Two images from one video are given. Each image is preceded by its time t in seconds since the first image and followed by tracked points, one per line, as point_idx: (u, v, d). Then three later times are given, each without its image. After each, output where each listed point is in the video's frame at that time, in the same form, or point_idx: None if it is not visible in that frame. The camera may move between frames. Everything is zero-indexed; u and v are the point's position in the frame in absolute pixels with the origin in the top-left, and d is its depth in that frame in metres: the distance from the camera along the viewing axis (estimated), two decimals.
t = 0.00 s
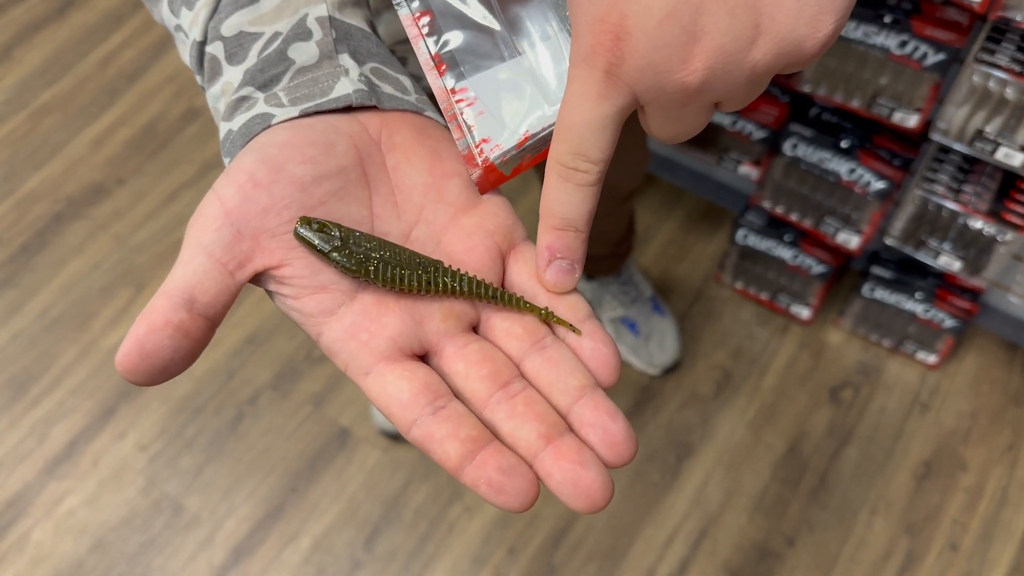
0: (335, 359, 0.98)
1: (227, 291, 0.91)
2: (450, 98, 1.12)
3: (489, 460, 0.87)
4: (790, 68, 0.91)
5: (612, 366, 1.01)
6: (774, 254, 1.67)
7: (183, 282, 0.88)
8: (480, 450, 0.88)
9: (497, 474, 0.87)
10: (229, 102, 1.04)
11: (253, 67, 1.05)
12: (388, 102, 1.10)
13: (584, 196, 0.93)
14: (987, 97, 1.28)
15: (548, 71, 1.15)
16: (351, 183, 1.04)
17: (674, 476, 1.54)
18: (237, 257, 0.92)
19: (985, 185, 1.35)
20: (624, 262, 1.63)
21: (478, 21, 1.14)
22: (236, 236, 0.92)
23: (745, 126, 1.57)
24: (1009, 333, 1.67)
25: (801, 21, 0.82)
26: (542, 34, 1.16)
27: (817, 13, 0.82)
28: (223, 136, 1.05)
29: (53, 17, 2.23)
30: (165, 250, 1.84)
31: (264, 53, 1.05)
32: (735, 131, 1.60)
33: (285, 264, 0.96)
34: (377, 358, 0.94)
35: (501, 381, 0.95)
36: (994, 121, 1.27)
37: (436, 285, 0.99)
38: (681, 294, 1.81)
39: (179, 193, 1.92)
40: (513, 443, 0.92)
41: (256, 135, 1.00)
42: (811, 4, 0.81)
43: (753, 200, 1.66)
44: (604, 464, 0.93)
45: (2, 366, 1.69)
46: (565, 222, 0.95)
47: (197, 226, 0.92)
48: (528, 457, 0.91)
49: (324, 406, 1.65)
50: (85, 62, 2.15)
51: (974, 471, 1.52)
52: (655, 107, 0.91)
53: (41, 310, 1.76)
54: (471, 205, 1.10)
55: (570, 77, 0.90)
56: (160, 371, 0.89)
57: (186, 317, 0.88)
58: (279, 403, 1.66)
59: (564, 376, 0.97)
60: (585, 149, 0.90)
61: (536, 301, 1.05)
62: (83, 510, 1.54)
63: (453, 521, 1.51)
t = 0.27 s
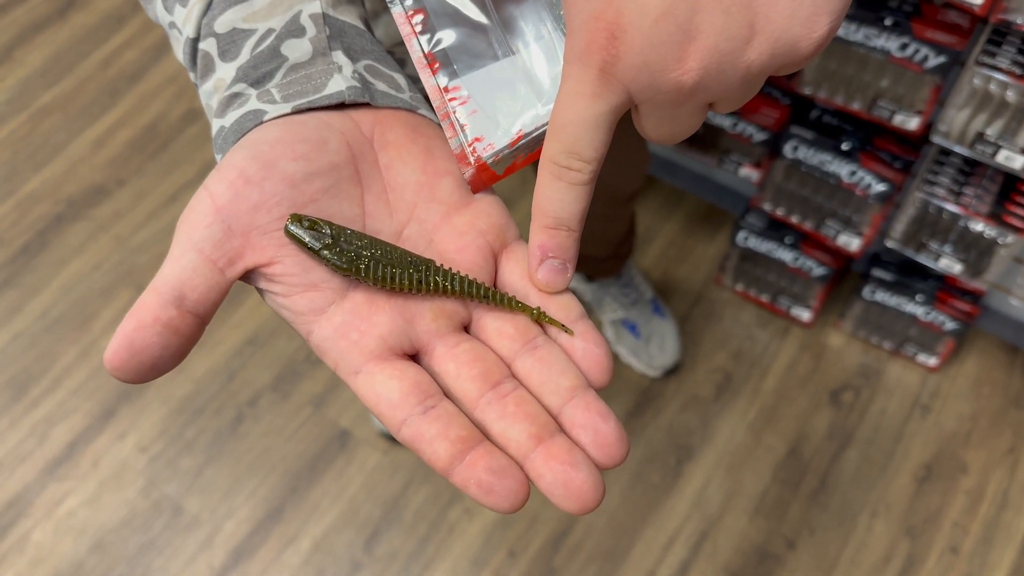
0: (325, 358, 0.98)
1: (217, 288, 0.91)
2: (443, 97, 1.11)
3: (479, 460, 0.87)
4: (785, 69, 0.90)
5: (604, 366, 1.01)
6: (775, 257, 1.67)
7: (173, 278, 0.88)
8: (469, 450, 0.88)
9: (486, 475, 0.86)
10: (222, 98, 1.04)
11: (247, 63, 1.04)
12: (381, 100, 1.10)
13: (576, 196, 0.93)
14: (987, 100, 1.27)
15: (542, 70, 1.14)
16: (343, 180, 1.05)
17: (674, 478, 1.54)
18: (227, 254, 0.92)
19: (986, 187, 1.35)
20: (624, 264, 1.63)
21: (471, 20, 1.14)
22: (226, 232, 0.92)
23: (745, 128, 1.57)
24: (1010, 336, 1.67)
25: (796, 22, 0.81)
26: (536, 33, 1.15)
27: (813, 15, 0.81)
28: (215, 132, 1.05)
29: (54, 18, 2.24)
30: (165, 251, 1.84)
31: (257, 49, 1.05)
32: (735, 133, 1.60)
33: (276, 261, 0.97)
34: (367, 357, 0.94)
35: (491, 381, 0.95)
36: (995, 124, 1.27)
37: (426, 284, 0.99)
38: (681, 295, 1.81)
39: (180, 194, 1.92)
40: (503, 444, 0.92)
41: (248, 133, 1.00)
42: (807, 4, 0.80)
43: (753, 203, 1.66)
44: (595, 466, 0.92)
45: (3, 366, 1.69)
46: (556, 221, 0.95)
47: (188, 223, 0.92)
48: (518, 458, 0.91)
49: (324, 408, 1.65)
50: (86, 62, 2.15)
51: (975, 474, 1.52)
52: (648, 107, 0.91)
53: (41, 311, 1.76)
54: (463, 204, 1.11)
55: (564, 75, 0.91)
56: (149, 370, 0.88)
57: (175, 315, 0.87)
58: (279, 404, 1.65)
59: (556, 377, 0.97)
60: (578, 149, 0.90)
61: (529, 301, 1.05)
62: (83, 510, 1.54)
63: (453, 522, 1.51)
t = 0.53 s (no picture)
0: (319, 353, 0.97)
1: (210, 280, 0.91)
2: (440, 80, 1.10)
3: (474, 456, 0.87)
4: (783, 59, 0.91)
5: (601, 364, 1.01)
6: (776, 258, 1.67)
7: (166, 271, 0.89)
8: (464, 446, 0.88)
9: (481, 471, 0.87)
10: (216, 92, 1.02)
11: (242, 56, 1.02)
12: (377, 94, 1.09)
13: (573, 179, 0.93)
14: (988, 101, 1.27)
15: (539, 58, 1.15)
16: (339, 174, 1.04)
17: (675, 479, 1.54)
18: (221, 247, 0.92)
19: (987, 188, 1.36)
20: (625, 264, 1.63)
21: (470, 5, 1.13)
22: (220, 225, 0.92)
23: (746, 129, 1.57)
24: (1012, 337, 1.67)
25: (795, 9, 0.82)
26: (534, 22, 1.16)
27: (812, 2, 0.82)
28: (210, 126, 1.03)
29: (56, 18, 2.24)
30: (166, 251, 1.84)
31: (253, 43, 1.02)
32: (735, 134, 1.60)
33: (270, 255, 0.96)
34: (362, 352, 0.94)
35: (487, 377, 0.95)
36: (996, 125, 1.27)
37: (422, 280, 0.99)
38: (682, 296, 1.80)
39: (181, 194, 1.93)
40: (498, 440, 0.92)
41: (242, 126, 0.99)
42: None
43: (754, 204, 1.66)
44: (591, 462, 0.93)
45: (4, 367, 1.69)
46: (553, 204, 0.94)
47: (182, 215, 0.92)
48: (514, 454, 0.91)
49: (324, 409, 1.65)
50: (87, 63, 2.15)
51: (976, 475, 1.52)
52: (646, 92, 0.91)
53: (42, 311, 1.76)
54: (460, 199, 1.10)
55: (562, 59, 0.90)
56: (142, 361, 0.89)
57: (168, 307, 0.88)
58: (280, 405, 1.65)
59: (552, 373, 0.97)
60: (576, 132, 0.90)
61: (525, 298, 1.05)
62: (83, 511, 1.54)
63: (453, 523, 1.51)
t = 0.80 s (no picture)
0: (309, 347, 0.90)
1: (202, 270, 0.84)
2: None
3: (465, 449, 0.82)
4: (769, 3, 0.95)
5: (596, 355, 0.94)
6: (777, 259, 1.66)
7: (157, 261, 0.81)
8: (455, 438, 0.82)
9: (473, 464, 0.81)
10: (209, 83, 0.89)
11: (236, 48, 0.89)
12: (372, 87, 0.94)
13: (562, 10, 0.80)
14: (989, 103, 1.28)
15: None
16: (332, 165, 0.95)
17: (676, 480, 1.54)
18: (212, 237, 0.85)
19: (988, 189, 1.36)
20: (626, 265, 1.63)
21: None
22: (212, 216, 0.85)
23: (747, 130, 1.55)
24: (1012, 338, 1.67)
25: None
26: None
27: None
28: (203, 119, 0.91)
29: (58, 18, 2.24)
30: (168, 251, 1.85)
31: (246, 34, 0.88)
32: (737, 135, 1.57)
33: (261, 245, 0.89)
34: (352, 343, 0.87)
35: (480, 368, 0.89)
36: (997, 126, 1.27)
37: (416, 271, 0.94)
38: (683, 297, 1.80)
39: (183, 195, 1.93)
40: (491, 433, 0.86)
41: (235, 117, 0.88)
42: None
43: (755, 204, 1.66)
44: (586, 454, 0.87)
45: (5, 366, 1.69)
46: None
47: (171, 205, 0.84)
48: (507, 446, 0.85)
49: (325, 409, 1.65)
50: (89, 63, 2.16)
51: (977, 476, 1.52)
52: None
53: (44, 312, 1.76)
54: (458, 191, 1.00)
55: None
56: (133, 352, 0.82)
57: (158, 297, 0.81)
58: (281, 405, 1.66)
59: (545, 364, 0.91)
60: None
61: (519, 290, 0.99)
62: (85, 511, 1.54)
63: (454, 523, 1.51)
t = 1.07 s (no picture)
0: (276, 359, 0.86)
1: (169, 281, 0.81)
2: None
3: (425, 464, 0.77)
4: None
5: (565, 368, 0.89)
6: (779, 260, 1.66)
7: (123, 269, 0.78)
8: (417, 453, 0.77)
9: (433, 480, 0.76)
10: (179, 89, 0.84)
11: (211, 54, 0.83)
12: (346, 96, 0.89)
13: None
14: (991, 103, 1.27)
15: None
16: (301, 175, 0.90)
17: (677, 481, 1.54)
18: (180, 247, 0.81)
19: (990, 191, 1.36)
20: (627, 267, 1.63)
21: None
22: (180, 225, 0.81)
23: (749, 131, 1.55)
24: (1015, 340, 1.67)
25: None
26: None
27: None
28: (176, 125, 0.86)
29: (61, 18, 2.24)
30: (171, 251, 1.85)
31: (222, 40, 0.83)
32: (739, 136, 1.57)
33: (230, 255, 0.85)
34: (318, 354, 0.82)
35: (447, 381, 0.84)
36: (999, 127, 1.28)
37: (383, 282, 0.89)
38: (684, 298, 1.80)
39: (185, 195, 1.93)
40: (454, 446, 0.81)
41: (205, 126, 0.83)
42: None
43: (757, 206, 1.66)
44: (551, 468, 0.82)
45: (7, 366, 1.69)
46: None
47: (139, 212, 0.81)
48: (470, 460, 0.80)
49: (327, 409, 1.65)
50: (91, 64, 2.16)
51: (979, 478, 1.52)
52: None
53: (46, 312, 1.76)
54: (427, 200, 0.93)
55: None
56: (99, 361, 0.79)
57: (124, 307, 0.78)
58: (283, 405, 1.66)
59: (513, 377, 0.86)
60: None
61: (488, 302, 0.94)
62: (86, 510, 1.54)
63: (455, 524, 1.51)
